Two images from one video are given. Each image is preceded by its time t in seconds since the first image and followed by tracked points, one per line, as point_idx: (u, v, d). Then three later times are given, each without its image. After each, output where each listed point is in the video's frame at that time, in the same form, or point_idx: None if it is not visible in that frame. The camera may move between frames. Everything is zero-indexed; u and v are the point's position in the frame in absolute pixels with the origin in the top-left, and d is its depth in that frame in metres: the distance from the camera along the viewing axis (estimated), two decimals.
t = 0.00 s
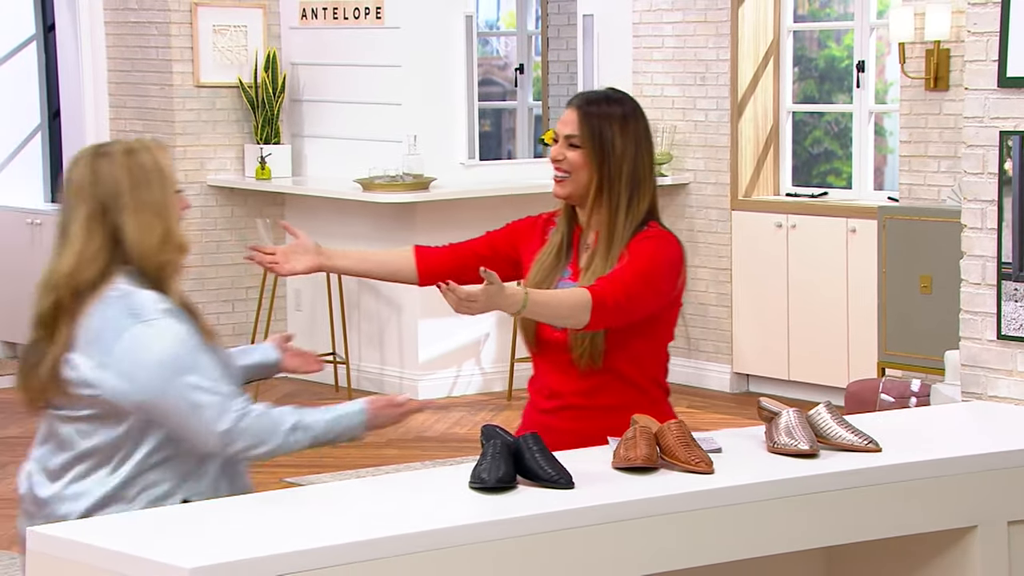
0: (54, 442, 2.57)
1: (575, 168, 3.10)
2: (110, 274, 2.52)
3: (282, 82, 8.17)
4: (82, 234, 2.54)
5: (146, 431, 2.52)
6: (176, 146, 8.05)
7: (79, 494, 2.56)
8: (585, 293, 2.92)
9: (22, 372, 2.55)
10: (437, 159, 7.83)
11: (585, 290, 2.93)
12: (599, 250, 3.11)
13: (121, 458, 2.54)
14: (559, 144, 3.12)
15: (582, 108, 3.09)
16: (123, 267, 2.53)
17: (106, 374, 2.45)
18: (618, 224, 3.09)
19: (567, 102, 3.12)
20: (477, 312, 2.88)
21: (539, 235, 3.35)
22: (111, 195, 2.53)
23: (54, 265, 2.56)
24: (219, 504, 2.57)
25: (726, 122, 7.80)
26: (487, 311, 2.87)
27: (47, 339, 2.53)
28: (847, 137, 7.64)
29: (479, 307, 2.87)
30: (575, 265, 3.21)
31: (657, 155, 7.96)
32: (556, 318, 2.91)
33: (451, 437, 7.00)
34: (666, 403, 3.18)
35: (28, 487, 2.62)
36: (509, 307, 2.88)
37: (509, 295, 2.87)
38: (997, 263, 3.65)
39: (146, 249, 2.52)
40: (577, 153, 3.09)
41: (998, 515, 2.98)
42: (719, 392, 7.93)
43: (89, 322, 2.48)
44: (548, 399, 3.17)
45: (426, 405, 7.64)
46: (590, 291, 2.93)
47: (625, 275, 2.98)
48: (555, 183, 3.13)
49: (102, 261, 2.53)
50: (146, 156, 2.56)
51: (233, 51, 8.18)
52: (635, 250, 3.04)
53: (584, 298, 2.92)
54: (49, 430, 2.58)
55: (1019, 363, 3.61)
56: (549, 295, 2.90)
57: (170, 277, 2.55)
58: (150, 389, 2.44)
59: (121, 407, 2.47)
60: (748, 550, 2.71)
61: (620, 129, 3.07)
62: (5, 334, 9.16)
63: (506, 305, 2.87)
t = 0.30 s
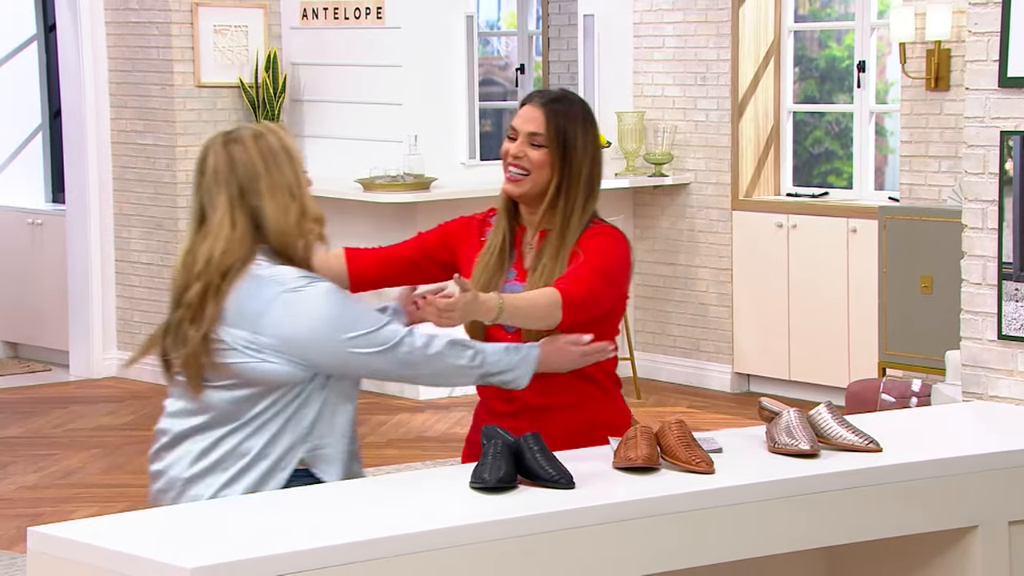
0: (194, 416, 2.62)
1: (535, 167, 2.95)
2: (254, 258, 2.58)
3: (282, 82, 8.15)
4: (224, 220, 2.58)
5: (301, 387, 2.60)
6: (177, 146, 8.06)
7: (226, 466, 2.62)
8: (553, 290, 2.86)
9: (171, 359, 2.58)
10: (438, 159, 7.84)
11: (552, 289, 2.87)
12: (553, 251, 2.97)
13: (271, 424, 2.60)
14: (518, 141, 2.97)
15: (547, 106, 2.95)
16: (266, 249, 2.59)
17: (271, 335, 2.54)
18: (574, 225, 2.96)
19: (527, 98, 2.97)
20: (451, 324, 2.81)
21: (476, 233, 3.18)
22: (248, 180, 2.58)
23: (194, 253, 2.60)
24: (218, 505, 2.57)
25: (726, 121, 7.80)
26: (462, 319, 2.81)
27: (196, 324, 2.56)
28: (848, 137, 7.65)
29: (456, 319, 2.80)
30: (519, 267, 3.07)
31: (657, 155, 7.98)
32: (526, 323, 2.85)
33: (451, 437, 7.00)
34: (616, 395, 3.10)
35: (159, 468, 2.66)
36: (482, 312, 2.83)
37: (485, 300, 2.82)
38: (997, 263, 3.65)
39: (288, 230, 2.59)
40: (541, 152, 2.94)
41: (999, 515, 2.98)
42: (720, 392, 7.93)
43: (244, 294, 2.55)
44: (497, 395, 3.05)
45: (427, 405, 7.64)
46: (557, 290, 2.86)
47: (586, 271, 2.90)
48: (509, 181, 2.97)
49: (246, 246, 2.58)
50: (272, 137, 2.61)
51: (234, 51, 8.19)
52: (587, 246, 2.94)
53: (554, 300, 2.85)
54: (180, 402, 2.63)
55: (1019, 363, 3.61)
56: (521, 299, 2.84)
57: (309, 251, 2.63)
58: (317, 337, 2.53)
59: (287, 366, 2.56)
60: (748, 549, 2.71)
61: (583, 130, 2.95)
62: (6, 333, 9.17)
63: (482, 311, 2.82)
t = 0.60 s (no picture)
0: (274, 393, 2.77)
1: (496, 173, 2.96)
2: (347, 244, 2.73)
3: (283, 82, 8.20)
4: (319, 212, 2.74)
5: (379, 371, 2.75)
6: (177, 146, 8.06)
7: (301, 443, 2.75)
8: (518, 310, 2.83)
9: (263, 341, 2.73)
10: (439, 160, 7.86)
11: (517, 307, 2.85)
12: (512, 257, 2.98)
13: (347, 406, 2.75)
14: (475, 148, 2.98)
15: (503, 112, 2.98)
16: (360, 236, 2.75)
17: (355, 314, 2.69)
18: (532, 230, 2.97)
19: (480, 105, 2.99)
20: (395, 367, 2.61)
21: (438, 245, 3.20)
22: (340, 171, 2.73)
23: (290, 243, 2.77)
24: (217, 505, 2.57)
25: (726, 122, 7.80)
26: (407, 361, 2.62)
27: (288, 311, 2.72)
28: (848, 137, 7.65)
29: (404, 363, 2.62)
30: (478, 277, 3.10)
31: (657, 155, 7.97)
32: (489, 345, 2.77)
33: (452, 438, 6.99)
34: (604, 392, 3.13)
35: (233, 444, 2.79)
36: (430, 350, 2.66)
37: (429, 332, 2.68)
38: (997, 263, 3.64)
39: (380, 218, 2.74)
40: (500, 159, 2.96)
41: (999, 515, 2.98)
42: (720, 392, 7.93)
43: (332, 279, 2.71)
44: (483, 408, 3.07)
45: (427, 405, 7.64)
46: (521, 307, 2.84)
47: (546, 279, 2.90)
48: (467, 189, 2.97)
49: (339, 234, 2.74)
50: (359, 127, 2.76)
51: (234, 51, 8.19)
52: (544, 252, 2.95)
53: (520, 315, 2.82)
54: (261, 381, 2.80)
55: (1019, 363, 3.60)
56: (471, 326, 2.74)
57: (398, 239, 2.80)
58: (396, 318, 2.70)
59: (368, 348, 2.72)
60: (748, 549, 2.71)
61: (538, 136, 2.99)
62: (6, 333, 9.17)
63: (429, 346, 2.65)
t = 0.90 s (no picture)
0: (329, 392, 2.98)
1: (474, 182, 3.08)
2: (412, 240, 2.98)
3: (283, 83, 8.20)
4: (387, 213, 2.97)
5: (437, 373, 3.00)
6: (177, 146, 8.06)
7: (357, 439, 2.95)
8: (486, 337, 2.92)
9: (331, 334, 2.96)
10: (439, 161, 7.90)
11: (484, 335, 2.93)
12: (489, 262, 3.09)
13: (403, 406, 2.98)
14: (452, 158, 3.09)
15: (477, 121, 3.09)
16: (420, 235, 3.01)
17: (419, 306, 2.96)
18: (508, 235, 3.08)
19: (455, 116, 3.11)
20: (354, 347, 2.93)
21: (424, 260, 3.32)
22: (405, 171, 2.99)
23: (354, 239, 3.01)
24: (218, 506, 2.57)
25: (726, 121, 7.81)
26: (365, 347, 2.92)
27: (354, 305, 2.97)
28: (848, 137, 7.65)
29: (359, 348, 2.92)
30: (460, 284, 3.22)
31: (657, 155, 7.96)
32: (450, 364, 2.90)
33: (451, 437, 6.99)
34: (592, 394, 3.26)
35: (286, 439, 2.97)
36: (383, 347, 2.91)
37: (386, 326, 2.92)
38: (997, 263, 3.64)
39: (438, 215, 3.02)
40: (478, 168, 3.08)
41: (999, 515, 2.98)
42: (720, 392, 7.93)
43: (400, 276, 2.97)
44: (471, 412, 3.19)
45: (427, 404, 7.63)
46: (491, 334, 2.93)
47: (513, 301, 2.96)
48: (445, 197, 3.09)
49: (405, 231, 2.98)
50: (417, 133, 3.03)
51: (235, 51, 8.18)
52: (517, 267, 3.02)
53: (484, 344, 2.91)
54: (314, 379, 3.00)
55: (1019, 363, 3.59)
56: (439, 339, 2.91)
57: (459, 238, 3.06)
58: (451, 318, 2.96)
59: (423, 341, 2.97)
60: (749, 548, 2.71)
61: (514, 143, 3.10)
62: (6, 334, 9.17)
63: (381, 344, 2.91)
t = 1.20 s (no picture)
0: (343, 392, 2.97)
1: (471, 181, 3.07)
2: (424, 238, 3.00)
3: (283, 82, 8.20)
4: (399, 211, 2.98)
5: (452, 369, 3.00)
6: (177, 146, 8.06)
7: (373, 439, 2.95)
8: (498, 343, 2.93)
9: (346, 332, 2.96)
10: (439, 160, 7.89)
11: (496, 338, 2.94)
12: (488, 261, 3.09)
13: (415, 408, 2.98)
14: (449, 158, 3.07)
15: (473, 120, 3.07)
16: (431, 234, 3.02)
17: (437, 301, 2.97)
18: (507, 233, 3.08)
19: (451, 115, 3.09)
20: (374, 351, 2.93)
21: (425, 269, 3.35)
22: (415, 170, 3.00)
23: (366, 238, 3.01)
24: (218, 505, 2.57)
25: (727, 121, 7.81)
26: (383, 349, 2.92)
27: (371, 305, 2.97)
28: (848, 137, 7.65)
29: (372, 347, 2.93)
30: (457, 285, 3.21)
31: (657, 155, 7.96)
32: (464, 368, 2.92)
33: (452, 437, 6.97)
34: (592, 394, 3.26)
35: (299, 440, 2.97)
36: (402, 347, 2.92)
37: (403, 326, 2.94)
38: (997, 263, 3.63)
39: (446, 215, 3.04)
40: (475, 167, 3.06)
41: (998, 515, 2.98)
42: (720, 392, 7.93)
43: (416, 272, 2.98)
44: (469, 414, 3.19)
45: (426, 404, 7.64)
46: (501, 339, 2.94)
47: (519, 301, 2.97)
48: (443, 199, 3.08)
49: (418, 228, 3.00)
50: (424, 132, 3.05)
51: (235, 52, 8.18)
52: (521, 264, 3.02)
53: (498, 350, 2.92)
54: (326, 379, 2.98)
55: (1020, 363, 3.59)
56: (454, 343, 2.92)
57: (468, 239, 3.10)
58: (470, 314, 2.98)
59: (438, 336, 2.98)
60: (748, 548, 2.71)
61: (511, 142, 3.09)
62: (6, 334, 9.17)
63: (399, 343, 2.92)
